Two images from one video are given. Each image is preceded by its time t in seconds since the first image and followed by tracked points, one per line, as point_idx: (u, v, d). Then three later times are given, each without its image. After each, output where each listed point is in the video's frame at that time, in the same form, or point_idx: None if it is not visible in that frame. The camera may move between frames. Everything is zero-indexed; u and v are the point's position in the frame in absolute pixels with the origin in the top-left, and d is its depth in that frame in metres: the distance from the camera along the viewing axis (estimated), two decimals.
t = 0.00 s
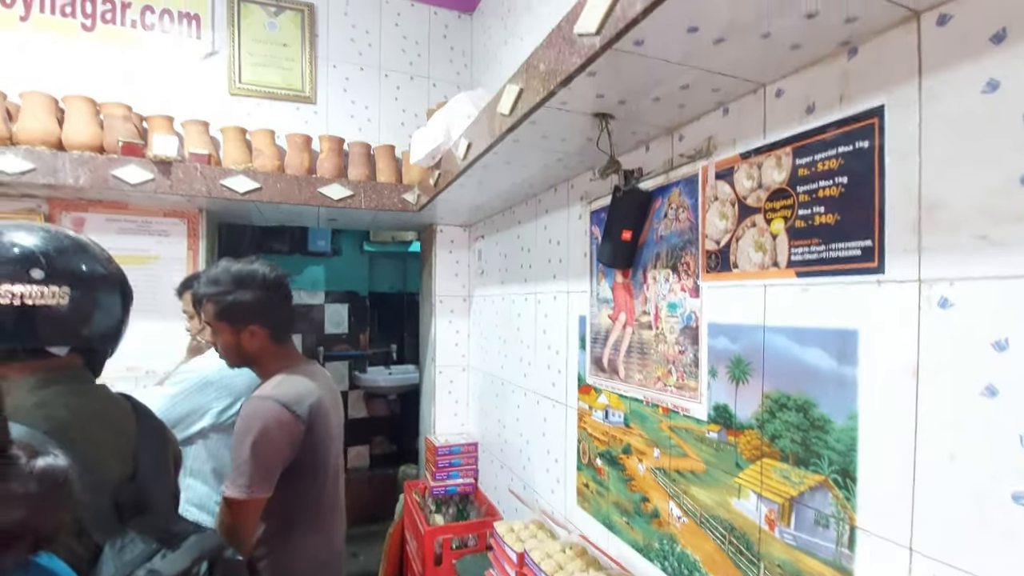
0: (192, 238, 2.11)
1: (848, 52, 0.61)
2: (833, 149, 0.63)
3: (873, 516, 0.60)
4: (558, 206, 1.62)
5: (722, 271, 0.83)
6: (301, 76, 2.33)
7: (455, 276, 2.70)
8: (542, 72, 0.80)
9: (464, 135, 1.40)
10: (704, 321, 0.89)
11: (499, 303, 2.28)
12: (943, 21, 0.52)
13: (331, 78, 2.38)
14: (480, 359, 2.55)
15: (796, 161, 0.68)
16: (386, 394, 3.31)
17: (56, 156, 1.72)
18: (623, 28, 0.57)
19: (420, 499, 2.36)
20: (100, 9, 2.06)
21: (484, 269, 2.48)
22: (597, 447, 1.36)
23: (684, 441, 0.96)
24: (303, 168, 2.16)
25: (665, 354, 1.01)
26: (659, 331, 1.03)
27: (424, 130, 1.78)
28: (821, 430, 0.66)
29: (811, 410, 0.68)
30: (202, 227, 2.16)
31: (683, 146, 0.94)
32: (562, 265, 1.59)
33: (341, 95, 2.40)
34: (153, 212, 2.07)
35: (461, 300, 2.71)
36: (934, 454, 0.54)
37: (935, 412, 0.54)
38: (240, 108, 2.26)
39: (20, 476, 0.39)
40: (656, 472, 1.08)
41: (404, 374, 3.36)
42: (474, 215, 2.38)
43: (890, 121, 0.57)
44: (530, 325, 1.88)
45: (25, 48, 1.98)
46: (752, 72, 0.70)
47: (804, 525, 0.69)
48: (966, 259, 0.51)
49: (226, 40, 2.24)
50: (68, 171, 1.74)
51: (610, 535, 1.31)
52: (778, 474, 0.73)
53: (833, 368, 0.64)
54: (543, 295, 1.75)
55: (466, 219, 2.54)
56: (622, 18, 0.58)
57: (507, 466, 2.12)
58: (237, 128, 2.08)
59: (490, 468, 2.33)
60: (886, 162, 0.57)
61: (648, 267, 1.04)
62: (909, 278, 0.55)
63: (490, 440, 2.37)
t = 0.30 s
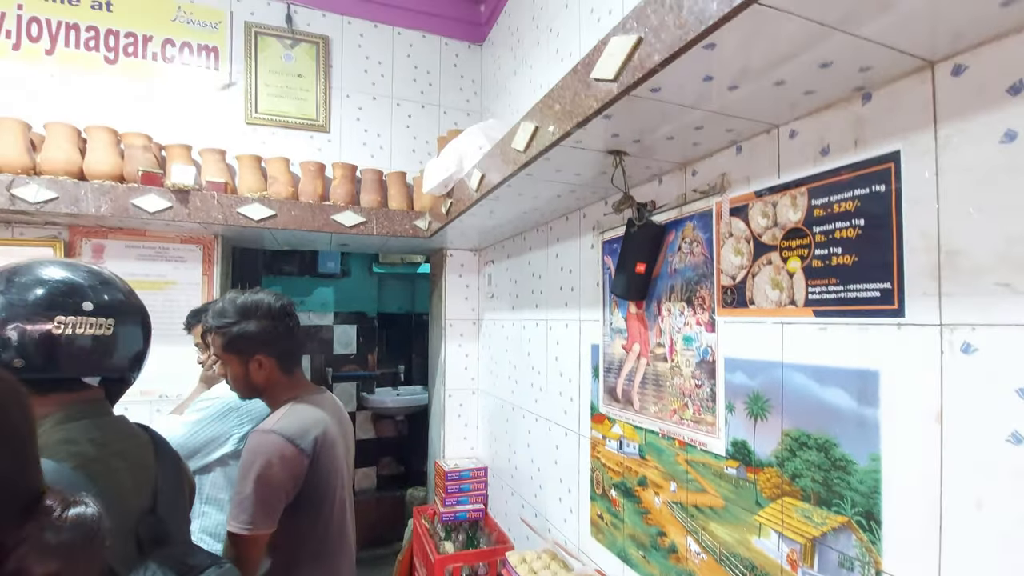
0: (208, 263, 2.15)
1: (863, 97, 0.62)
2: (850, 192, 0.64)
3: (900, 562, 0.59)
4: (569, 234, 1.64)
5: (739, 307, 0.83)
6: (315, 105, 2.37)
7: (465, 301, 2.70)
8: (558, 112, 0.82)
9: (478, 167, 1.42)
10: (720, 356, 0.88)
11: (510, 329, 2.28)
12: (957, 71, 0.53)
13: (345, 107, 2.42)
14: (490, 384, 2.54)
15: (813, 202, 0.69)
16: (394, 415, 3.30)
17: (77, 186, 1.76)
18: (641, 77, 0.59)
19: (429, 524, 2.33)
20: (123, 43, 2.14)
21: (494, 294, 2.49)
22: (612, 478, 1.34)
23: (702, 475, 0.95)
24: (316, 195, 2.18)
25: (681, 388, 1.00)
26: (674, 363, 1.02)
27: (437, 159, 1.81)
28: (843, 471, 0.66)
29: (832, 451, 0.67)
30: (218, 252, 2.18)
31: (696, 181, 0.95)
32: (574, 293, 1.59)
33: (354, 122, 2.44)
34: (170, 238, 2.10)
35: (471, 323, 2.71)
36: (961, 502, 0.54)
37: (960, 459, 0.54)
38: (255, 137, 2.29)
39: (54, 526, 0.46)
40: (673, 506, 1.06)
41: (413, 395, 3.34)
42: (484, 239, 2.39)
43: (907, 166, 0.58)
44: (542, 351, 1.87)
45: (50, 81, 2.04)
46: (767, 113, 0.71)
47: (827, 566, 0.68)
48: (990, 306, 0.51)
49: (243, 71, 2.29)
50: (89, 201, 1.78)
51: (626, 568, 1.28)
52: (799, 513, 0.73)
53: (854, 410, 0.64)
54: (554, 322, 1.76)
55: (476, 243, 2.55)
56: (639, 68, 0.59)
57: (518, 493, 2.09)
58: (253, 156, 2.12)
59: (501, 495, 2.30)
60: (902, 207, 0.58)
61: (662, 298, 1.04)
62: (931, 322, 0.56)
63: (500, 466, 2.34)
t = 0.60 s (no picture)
0: (237, 281, 2.20)
1: (896, 126, 0.62)
2: (883, 221, 0.63)
3: None
4: (593, 254, 1.64)
5: (767, 333, 0.82)
6: (341, 125, 2.42)
7: (486, 317, 2.70)
8: (585, 140, 0.83)
9: (501, 188, 1.43)
10: (749, 382, 0.87)
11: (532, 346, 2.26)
12: (995, 101, 0.53)
13: (370, 127, 2.46)
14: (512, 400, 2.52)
15: (845, 230, 0.68)
16: (415, 428, 3.31)
17: (116, 209, 1.83)
18: (669, 111, 0.59)
19: (450, 541, 2.33)
20: (160, 70, 2.21)
21: (517, 309, 2.49)
22: (637, 501, 1.32)
23: (731, 503, 0.93)
24: (342, 214, 2.22)
25: (708, 413, 0.99)
26: (702, 388, 1.01)
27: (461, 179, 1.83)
28: (879, 505, 0.65)
29: (867, 484, 0.66)
30: (247, 270, 2.22)
31: (723, 206, 0.94)
32: (597, 312, 1.59)
33: (378, 142, 2.48)
34: (201, 257, 2.15)
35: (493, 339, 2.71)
36: (1001, 544, 0.53)
37: (1002, 500, 0.52)
38: (283, 158, 2.34)
39: (100, 559, 0.47)
40: (702, 534, 1.04)
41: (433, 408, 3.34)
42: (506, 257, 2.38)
43: (943, 198, 0.57)
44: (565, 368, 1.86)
45: (91, 107, 2.12)
46: (797, 140, 0.71)
47: None
48: None
49: (273, 94, 2.35)
50: (127, 223, 1.84)
51: None
52: (832, 547, 0.71)
53: (890, 443, 0.63)
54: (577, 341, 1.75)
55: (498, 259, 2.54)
56: (668, 101, 0.60)
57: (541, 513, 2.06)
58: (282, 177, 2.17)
59: (522, 512, 2.28)
60: (938, 239, 0.57)
61: (688, 322, 1.03)
62: (969, 357, 0.55)
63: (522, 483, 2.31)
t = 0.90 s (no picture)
0: (265, 314, 2.23)
1: (920, 178, 0.67)
2: (910, 269, 0.67)
3: None
4: (617, 289, 1.62)
5: (795, 376, 0.84)
6: (367, 163, 2.47)
7: (507, 348, 2.64)
8: (612, 187, 0.86)
9: (526, 228, 1.45)
10: (778, 424, 0.88)
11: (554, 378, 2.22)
12: (1017, 158, 0.57)
13: (392, 165, 2.52)
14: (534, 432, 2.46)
15: (872, 277, 0.72)
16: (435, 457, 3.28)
17: (154, 248, 1.90)
18: (697, 166, 0.63)
19: None
20: (196, 114, 2.29)
21: (538, 341, 2.45)
22: (665, 541, 1.25)
23: (763, 546, 0.92)
24: (366, 249, 2.27)
25: (738, 454, 0.99)
26: (730, 428, 1.01)
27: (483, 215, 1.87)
28: (917, 554, 0.65)
29: (904, 532, 0.67)
30: (275, 304, 2.25)
31: (747, 248, 0.97)
32: (621, 348, 1.58)
33: (402, 179, 2.53)
34: (232, 291, 2.20)
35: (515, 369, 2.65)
36: None
37: None
38: (311, 195, 2.39)
39: None
40: None
41: (451, 436, 3.31)
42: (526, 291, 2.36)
43: (970, 248, 0.61)
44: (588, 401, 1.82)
45: (131, 150, 2.19)
46: (824, 190, 0.76)
47: None
48: None
49: (302, 135, 2.41)
50: (163, 260, 1.91)
51: None
52: None
53: (925, 491, 0.65)
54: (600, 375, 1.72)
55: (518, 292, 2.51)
56: (696, 157, 0.63)
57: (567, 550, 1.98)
58: (309, 214, 2.23)
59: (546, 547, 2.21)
60: (967, 289, 0.61)
61: (715, 362, 1.04)
62: (1001, 407, 0.57)
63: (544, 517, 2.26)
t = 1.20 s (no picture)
0: (293, 328, 2.26)
1: (958, 197, 0.67)
2: (950, 288, 0.67)
3: None
4: (640, 304, 1.56)
5: (831, 395, 0.84)
6: (391, 180, 2.51)
7: (530, 362, 2.64)
8: (640, 206, 0.87)
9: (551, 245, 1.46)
10: (814, 444, 0.87)
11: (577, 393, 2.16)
12: None
13: (417, 181, 2.55)
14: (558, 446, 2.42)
15: (910, 295, 0.72)
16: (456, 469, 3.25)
17: (189, 265, 1.96)
18: (730, 186, 0.64)
19: None
20: (229, 135, 2.36)
21: (561, 356, 2.42)
22: (696, 562, 1.20)
23: (798, 568, 0.91)
24: (391, 264, 2.30)
25: (771, 473, 0.97)
26: (762, 447, 1.00)
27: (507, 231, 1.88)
28: None
29: (948, 556, 0.66)
30: (302, 318, 2.28)
31: (777, 264, 0.96)
32: (647, 363, 1.50)
33: (426, 195, 2.56)
34: (261, 306, 2.23)
35: (537, 383, 2.63)
36: None
37: None
38: (338, 212, 2.44)
39: None
40: None
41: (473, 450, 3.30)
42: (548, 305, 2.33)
43: (1011, 267, 0.61)
44: (613, 416, 1.73)
45: (168, 170, 2.27)
46: (858, 208, 0.76)
47: None
48: None
49: (330, 153, 2.47)
50: (198, 277, 1.97)
51: None
52: None
53: (970, 514, 0.64)
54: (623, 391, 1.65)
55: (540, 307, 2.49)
56: (730, 178, 0.64)
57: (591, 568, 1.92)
58: (336, 231, 2.27)
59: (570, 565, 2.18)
60: (1010, 308, 0.61)
61: (746, 379, 1.03)
62: None
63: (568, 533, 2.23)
